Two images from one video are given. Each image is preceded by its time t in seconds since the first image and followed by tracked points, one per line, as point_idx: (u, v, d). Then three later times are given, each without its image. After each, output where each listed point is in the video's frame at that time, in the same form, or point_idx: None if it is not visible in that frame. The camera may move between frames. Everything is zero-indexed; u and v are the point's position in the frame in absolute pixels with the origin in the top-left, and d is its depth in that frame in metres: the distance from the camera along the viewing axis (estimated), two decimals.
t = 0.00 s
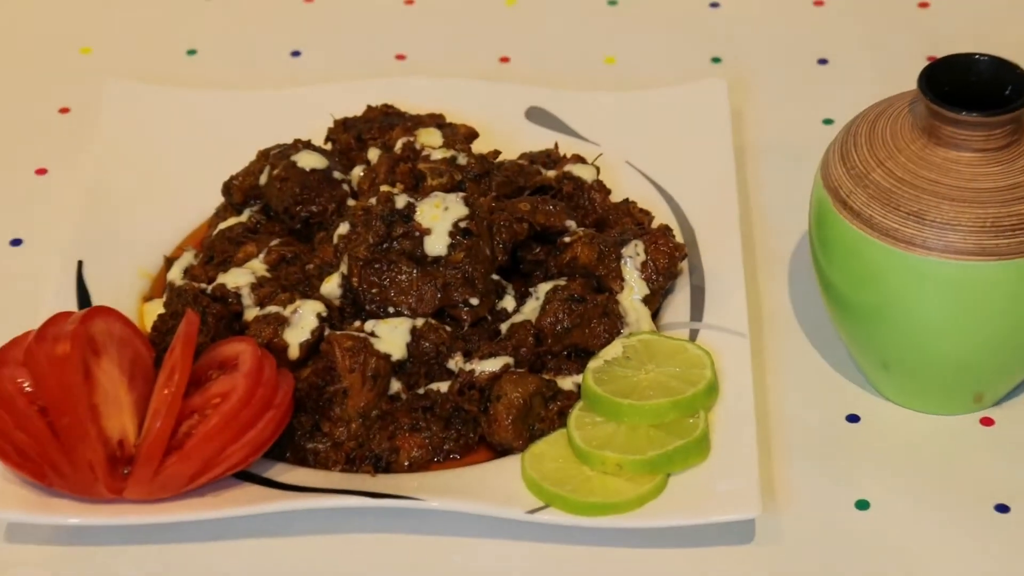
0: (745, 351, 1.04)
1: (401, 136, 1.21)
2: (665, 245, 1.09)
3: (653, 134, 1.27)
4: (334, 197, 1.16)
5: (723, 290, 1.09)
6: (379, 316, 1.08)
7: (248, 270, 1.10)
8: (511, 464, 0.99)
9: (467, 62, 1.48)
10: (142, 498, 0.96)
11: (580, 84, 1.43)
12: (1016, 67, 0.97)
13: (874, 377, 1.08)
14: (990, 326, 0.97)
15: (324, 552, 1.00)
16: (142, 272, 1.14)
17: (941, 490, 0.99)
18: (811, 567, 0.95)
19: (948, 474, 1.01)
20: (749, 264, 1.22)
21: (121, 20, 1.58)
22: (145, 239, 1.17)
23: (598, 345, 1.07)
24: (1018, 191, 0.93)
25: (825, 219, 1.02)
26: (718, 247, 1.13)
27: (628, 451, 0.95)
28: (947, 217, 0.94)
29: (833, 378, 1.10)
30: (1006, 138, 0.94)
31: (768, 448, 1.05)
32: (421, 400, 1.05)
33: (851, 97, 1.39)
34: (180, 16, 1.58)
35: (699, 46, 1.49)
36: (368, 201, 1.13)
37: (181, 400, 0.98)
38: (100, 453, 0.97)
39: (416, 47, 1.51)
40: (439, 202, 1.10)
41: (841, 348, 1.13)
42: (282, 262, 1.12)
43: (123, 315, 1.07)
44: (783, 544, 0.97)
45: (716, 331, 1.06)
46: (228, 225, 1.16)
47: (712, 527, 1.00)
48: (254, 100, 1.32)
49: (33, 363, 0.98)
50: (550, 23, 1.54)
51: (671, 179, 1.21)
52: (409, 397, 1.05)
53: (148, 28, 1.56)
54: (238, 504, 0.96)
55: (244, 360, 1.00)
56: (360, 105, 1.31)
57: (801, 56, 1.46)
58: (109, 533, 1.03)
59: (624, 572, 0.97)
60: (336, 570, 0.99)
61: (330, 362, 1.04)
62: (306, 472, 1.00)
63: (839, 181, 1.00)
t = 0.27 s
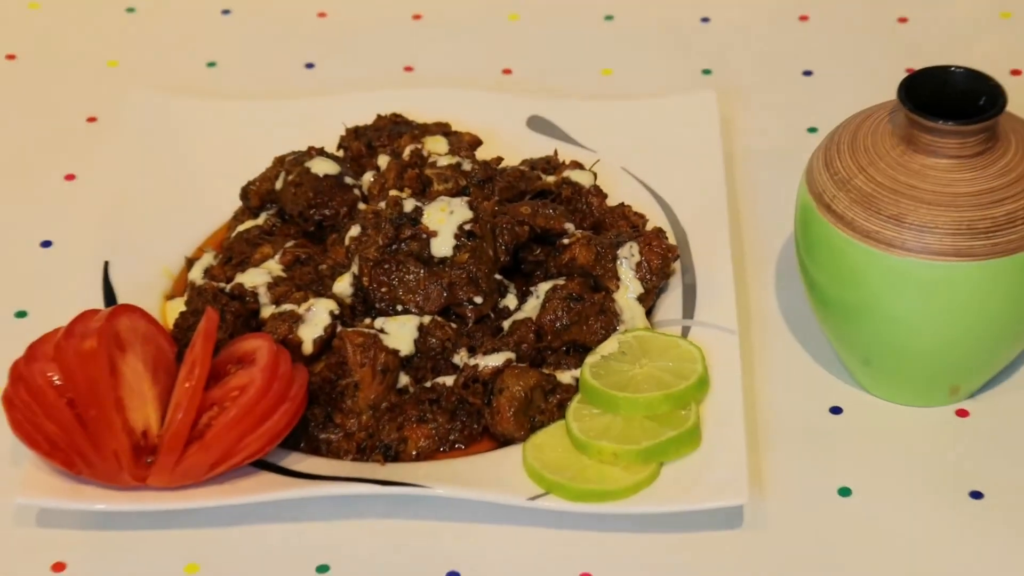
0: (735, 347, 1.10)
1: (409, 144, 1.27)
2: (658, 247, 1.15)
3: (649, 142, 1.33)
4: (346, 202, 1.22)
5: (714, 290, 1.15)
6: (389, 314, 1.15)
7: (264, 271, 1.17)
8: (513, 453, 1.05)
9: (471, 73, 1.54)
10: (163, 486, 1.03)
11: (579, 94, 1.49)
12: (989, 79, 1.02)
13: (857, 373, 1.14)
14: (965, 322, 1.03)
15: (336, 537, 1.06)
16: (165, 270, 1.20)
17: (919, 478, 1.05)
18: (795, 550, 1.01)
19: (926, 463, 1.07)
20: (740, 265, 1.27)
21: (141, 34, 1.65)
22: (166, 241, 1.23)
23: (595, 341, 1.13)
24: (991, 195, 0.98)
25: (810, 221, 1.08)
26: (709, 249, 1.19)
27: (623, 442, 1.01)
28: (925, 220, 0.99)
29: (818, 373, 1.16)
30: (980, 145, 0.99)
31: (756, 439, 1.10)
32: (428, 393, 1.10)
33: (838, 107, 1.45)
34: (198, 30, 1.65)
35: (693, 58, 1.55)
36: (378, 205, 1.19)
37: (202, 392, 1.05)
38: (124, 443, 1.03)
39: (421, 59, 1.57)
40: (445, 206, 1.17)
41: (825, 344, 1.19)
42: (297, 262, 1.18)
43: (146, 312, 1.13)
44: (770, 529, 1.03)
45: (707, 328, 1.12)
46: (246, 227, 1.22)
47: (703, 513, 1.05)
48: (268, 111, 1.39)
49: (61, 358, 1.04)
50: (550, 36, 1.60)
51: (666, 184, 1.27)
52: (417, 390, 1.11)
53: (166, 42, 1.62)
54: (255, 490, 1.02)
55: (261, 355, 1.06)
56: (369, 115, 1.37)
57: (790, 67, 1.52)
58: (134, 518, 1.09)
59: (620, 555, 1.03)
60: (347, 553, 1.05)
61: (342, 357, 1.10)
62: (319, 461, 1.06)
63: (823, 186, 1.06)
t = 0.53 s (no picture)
0: (723, 344, 1.16)
1: (417, 153, 1.34)
2: (652, 250, 1.22)
3: (643, 150, 1.40)
4: (357, 207, 1.29)
5: (704, 290, 1.22)
6: (398, 312, 1.21)
7: (281, 272, 1.24)
8: (515, 442, 1.12)
9: (475, 87, 1.61)
10: (187, 473, 1.09)
11: (579, 106, 1.57)
12: (961, 91, 1.09)
13: (839, 368, 1.20)
14: (939, 319, 1.10)
15: (348, 522, 1.13)
16: (187, 272, 1.28)
17: (895, 466, 1.12)
18: (779, 534, 1.07)
19: (903, 453, 1.13)
20: (729, 267, 1.34)
21: (162, 50, 1.73)
22: (187, 246, 1.30)
23: (593, 338, 1.20)
24: (962, 201, 1.05)
25: (793, 225, 1.15)
26: (700, 253, 1.26)
27: (618, 432, 1.08)
28: (901, 224, 1.06)
29: (802, 369, 1.23)
30: (952, 154, 1.06)
31: (744, 431, 1.17)
32: (435, 387, 1.17)
33: (824, 118, 1.52)
34: (216, 46, 1.72)
35: (687, 72, 1.62)
36: (388, 210, 1.27)
37: (222, 386, 1.11)
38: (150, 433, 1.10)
39: (428, 73, 1.64)
40: (451, 211, 1.24)
41: (809, 341, 1.26)
42: (311, 264, 1.26)
43: (171, 311, 1.20)
44: (755, 515, 1.09)
45: (697, 326, 1.19)
46: (264, 231, 1.30)
47: (694, 500, 1.12)
48: (283, 123, 1.46)
49: (92, 354, 1.11)
50: (552, 51, 1.67)
51: (660, 191, 1.34)
52: (424, 384, 1.18)
53: (186, 57, 1.70)
54: (273, 477, 1.09)
55: (278, 350, 1.13)
56: (378, 126, 1.45)
57: (779, 80, 1.59)
58: (157, 505, 1.15)
59: (614, 538, 1.09)
60: (359, 537, 1.11)
61: (354, 353, 1.17)
62: (333, 450, 1.12)
63: (806, 193, 1.13)
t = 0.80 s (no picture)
0: (717, 342, 1.21)
1: (421, 158, 1.39)
2: (647, 250, 1.27)
3: (640, 155, 1.44)
4: (364, 210, 1.34)
5: (699, 290, 1.26)
6: (403, 311, 1.26)
7: (290, 272, 1.28)
8: (516, 437, 1.16)
9: (478, 94, 1.66)
10: (200, 466, 1.14)
11: (579, 112, 1.61)
12: (945, 98, 1.13)
13: (830, 366, 1.24)
14: (925, 317, 1.14)
15: (355, 514, 1.17)
16: (200, 272, 1.32)
17: (884, 459, 1.16)
18: (770, 525, 1.11)
19: (890, 447, 1.17)
20: (723, 268, 1.38)
21: (174, 58, 1.77)
22: (199, 247, 1.35)
23: (591, 336, 1.24)
24: (947, 204, 1.09)
25: (785, 227, 1.19)
26: (695, 254, 1.30)
27: (616, 427, 1.12)
28: (888, 226, 1.10)
29: (794, 366, 1.27)
30: (937, 158, 1.10)
31: (737, 426, 1.21)
32: (438, 383, 1.21)
33: (816, 124, 1.56)
34: (226, 55, 1.77)
35: (683, 79, 1.67)
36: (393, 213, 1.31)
37: (234, 382, 1.15)
38: (165, 427, 1.14)
39: (433, 81, 1.69)
40: (454, 214, 1.29)
41: (800, 339, 1.30)
42: (319, 265, 1.30)
43: (185, 311, 1.23)
44: (748, 506, 1.13)
45: (692, 325, 1.23)
46: (273, 233, 1.34)
47: (689, 493, 1.16)
48: (291, 129, 1.51)
49: (108, 350, 1.15)
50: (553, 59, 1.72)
51: (656, 194, 1.39)
52: (428, 380, 1.22)
53: (197, 66, 1.75)
54: (283, 470, 1.13)
55: (287, 348, 1.17)
56: (384, 133, 1.49)
57: (773, 87, 1.64)
58: (171, 498, 1.19)
59: (612, 529, 1.13)
60: (365, 528, 1.15)
61: (361, 351, 1.21)
62: (340, 444, 1.17)
63: (797, 196, 1.17)
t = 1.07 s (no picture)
0: (716, 344, 1.22)
1: (425, 158, 1.40)
2: (648, 253, 1.28)
3: (642, 158, 1.45)
4: (368, 210, 1.35)
5: (699, 292, 1.27)
6: (406, 311, 1.27)
7: (293, 272, 1.29)
8: (516, 436, 1.17)
9: (482, 96, 1.67)
10: (203, 463, 1.15)
11: (582, 115, 1.62)
12: (944, 104, 1.14)
13: (828, 368, 1.25)
14: (923, 322, 1.15)
15: (356, 511, 1.18)
16: (204, 270, 1.33)
17: (880, 461, 1.17)
18: (768, 525, 1.12)
19: (887, 449, 1.19)
20: (723, 271, 1.39)
21: (180, 58, 1.79)
22: (204, 246, 1.36)
23: (591, 337, 1.25)
24: (945, 209, 1.10)
25: (785, 231, 1.20)
26: (695, 257, 1.31)
27: (616, 427, 1.13)
28: (886, 230, 1.11)
29: (792, 368, 1.28)
30: (935, 164, 1.11)
31: (736, 427, 1.22)
32: (440, 382, 1.23)
33: (816, 128, 1.57)
34: (231, 55, 1.78)
35: (685, 82, 1.68)
36: (396, 214, 1.32)
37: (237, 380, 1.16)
38: (168, 424, 1.15)
39: (437, 83, 1.70)
40: (457, 215, 1.30)
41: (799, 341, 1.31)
42: (323, 264, 1.31)
43: (189, 309, 1.25)
44: (746, 507, 1.15)
45: (692, 327, 1.24)
46: (278, 232, 1.35)
47: (687, 493, 1.17)
48: (296, 129, 1.52)
49: (113, 348, 1.16)
50: (556, 62, 1.73)
51: (657, 197, 1.40)
52: (430, 379, 1.23)
53: (203, 66, 1.76)
54: (286, 468, 1.14)
55: (291, 347, 1.18)
56: (387, 133, 1.50)
57: (774, 91, 1.65)
58: (174, 494, 1.21)
59: (611, 529, 1.14)
60: (366, 526, 1.16)
61: (364, 350, 1.23)
62: (342, 442, 1.18)
63: (796, 200, 1.18)
